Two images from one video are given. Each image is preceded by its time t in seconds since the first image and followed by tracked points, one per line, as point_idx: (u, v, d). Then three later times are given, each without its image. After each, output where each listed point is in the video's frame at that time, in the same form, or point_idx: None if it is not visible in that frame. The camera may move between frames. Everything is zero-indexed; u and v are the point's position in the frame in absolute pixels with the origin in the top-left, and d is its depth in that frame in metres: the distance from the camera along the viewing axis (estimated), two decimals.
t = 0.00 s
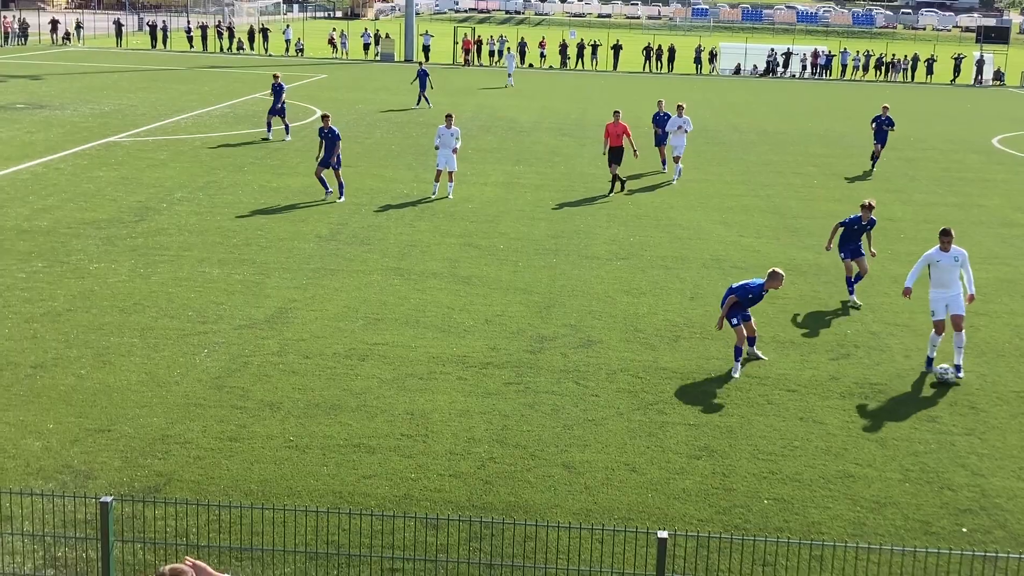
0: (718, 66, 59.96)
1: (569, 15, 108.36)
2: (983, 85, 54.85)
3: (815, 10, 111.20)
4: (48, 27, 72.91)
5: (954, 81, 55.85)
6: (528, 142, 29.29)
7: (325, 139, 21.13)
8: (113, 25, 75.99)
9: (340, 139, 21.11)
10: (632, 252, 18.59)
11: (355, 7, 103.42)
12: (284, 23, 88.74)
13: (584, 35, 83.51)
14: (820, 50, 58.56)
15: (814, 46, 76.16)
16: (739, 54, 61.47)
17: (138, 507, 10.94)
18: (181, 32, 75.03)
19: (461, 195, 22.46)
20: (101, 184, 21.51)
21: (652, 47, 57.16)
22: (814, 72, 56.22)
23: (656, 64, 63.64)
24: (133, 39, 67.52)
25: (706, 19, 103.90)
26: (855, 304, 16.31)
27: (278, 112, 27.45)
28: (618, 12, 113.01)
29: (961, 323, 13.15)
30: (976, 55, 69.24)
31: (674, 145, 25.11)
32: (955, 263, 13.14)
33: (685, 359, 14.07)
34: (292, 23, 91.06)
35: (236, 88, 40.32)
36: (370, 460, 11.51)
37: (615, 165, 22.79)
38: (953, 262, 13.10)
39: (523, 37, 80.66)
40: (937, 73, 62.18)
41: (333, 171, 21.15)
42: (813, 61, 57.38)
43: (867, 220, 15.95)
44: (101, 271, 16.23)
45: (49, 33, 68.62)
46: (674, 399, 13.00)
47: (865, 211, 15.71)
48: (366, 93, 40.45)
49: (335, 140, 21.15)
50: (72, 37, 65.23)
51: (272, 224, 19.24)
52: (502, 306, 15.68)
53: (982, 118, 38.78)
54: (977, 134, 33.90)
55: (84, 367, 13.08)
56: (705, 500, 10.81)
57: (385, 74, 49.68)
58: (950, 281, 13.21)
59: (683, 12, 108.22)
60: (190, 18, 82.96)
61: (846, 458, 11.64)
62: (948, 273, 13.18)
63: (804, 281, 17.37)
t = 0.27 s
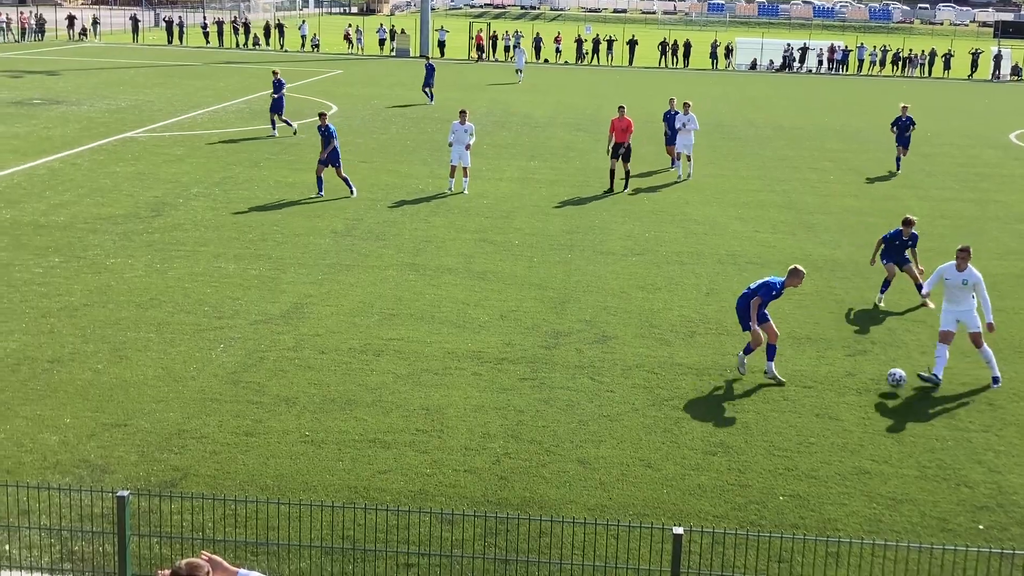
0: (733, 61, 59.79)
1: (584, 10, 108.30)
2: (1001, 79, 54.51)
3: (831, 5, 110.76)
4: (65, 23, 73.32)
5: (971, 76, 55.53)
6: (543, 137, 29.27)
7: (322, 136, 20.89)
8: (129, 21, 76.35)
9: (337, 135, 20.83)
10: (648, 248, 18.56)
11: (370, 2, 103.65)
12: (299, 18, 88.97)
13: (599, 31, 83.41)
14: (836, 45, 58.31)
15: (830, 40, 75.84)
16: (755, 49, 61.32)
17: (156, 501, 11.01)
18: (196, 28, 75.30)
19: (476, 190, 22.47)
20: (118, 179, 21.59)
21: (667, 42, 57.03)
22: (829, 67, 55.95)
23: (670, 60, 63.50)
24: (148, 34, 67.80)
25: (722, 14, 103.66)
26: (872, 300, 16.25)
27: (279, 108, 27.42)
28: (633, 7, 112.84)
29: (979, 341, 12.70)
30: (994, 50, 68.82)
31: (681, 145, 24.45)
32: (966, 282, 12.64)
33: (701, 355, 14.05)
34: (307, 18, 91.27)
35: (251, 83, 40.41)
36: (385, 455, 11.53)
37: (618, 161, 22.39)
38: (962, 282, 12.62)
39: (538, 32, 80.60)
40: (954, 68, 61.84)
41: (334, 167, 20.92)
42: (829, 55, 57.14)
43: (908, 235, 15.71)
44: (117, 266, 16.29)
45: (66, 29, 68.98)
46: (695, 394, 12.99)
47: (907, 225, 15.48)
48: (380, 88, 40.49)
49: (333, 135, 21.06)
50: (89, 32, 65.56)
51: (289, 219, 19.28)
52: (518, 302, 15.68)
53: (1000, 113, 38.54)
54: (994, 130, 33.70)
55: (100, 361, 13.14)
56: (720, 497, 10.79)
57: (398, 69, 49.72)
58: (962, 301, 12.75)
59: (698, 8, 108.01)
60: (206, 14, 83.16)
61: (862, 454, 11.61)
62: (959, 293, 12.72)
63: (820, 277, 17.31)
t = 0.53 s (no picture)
0: (754, 58, 59.61)
1: (603, 7, 108.23)
2: None
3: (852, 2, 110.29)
4: (87, 20, 73.83)
5: (994, 73, 55.16)
6: (561, 134, 29.27)
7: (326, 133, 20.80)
8: (149, 18, 76.81)
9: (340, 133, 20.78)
10: (667, 244, 18.53)
11: None
12: (318, 15, 89.29)
13: (618, 27, 83.33)
14: (857, 42, 58.06)
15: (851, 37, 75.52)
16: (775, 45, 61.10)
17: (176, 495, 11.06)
18: (217, 25, 75.68)
19: (495, 186, 22.48)
20: (139, 175, 21.70)
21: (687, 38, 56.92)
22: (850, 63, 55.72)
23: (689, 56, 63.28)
24: (168, 31, 68.18)
25: (742, 10, 103.40)
26: (893, 298, 16.19)
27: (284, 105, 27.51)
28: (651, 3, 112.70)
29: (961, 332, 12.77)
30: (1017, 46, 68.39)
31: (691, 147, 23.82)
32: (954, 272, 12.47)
33: (720, 352, 14.02)
34: (326, 15, 91.54)
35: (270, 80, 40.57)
36: (404, 450, 11.56)
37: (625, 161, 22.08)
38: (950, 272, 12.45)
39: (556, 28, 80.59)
40: (976, 64, 61.47)
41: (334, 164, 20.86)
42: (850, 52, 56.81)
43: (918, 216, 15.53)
44: (138, 262, 16.37)
45: (87, 26, 69.46)
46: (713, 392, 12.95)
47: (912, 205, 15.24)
48: (398, 85, 40.57)
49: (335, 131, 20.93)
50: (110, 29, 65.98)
51: (308, 216, 19.34)
52: (538, 298, 15.69)
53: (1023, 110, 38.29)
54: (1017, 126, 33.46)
55: (121, 357, 13.21)
56: (740, 494, 10.78)
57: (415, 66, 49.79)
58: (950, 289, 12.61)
59: (718, 5, 107.77)
60: (225, 11, 83.48)
61: (882, 452, 11.57)
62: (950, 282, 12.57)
63: (840, 274, 17.25)
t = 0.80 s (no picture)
0: (781, 55, 59.42)
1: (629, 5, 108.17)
2: None
3: None
4: (115, 19, 74.47)
5: None
6: (586, 132, 29.25)
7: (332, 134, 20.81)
8: (177, 16, 77.43)
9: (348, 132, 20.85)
10: (693, 243, 18.49)
11: None
12: (345, 14, 89.70)
13: (643, 25, 83.23)
14: (886, 39, 57.75)
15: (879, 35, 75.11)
16: (802, 42, 60.90)
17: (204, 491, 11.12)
18: (244, 23, 76.16)
19: (521, 185, 22.48)
20: (167, 173, 21.84)
21: (713, 36, 56.80)
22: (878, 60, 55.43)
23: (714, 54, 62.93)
24: (195, 30, 68.65)
25: (769, 8, 103.08)
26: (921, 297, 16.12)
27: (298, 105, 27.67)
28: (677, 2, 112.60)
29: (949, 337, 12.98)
30: None
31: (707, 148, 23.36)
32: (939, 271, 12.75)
33: (746, 351, 13.99)
34: (352, 13, 91.93)
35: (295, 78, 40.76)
36: (430, 448, 11.60)
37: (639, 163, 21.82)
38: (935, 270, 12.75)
39: (582, 26, 80.60)
40: (1007, 62, 60.96)
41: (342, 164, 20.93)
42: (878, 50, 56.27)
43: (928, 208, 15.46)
44: (166, 259, 16.46)
45: (115, 24, 70.06)
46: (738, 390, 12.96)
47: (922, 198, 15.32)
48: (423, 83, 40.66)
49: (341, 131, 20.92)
50: (138, 27, 66.52)
51: (335, 214, 19.40)
52: (565, 297, 15.69)
53: None
54: None
55: (150, 353, 13.31)
56: (767, 494, 10.75)
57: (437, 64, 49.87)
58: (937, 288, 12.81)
59: (745, 2, 107.54)
60: (251, 9, 84.06)
61: (909, 452, 11.52)
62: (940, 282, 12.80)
63: (867, 273, 17.17)
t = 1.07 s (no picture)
0: (816, 53, 59.19)
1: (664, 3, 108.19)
2: None
3: None
4: (151, 18, 75.32)
5: None
6: (617, 131, 29.19)
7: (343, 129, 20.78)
8: (212, 16, 78.17)
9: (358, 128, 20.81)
10: (725, 242, 18.40)
11: None
12: (379, 12, 90.18)
13: (677, 23, 83.12)
14: (923, 36, 57.35)
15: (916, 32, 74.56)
16: (837, 40, 60.63)
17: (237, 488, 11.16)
18: (278, 22, 76.77)
19: (553, 184, 22.43)
20: (202, 172, 21.98)
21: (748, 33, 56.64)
22: (915, 58, 55.06)
23: (746, 53, 62.49)
24: (230, 29, 69.25)
25: (803, 6, 102.71)
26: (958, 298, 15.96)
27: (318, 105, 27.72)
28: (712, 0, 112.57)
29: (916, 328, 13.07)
30: None
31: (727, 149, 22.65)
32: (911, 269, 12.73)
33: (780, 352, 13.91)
34: (386, 12, 92.47)
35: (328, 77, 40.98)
36: (462, 447, 11.60)
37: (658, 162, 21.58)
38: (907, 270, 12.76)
39: (616, 24, 80.59)
40: None
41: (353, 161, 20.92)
42: (914, 48, 55.77)
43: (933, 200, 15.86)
44: (201, 258, 16.55)
45: (151, 23, 70.84)
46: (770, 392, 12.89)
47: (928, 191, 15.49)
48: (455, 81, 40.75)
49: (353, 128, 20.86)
50: (173, 27, 67.21)
51: (368, 213, 19.45)
52: (597, 296, 15.65)
53: None
54: None
55: (183, 351, 13.38)
56: (801, 495, 10.67)
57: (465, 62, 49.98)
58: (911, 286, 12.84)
59: (779, 0, 107.24)
60: (286, 8, 84.74)
61: (946, 454, 11.40)
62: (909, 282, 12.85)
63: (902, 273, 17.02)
